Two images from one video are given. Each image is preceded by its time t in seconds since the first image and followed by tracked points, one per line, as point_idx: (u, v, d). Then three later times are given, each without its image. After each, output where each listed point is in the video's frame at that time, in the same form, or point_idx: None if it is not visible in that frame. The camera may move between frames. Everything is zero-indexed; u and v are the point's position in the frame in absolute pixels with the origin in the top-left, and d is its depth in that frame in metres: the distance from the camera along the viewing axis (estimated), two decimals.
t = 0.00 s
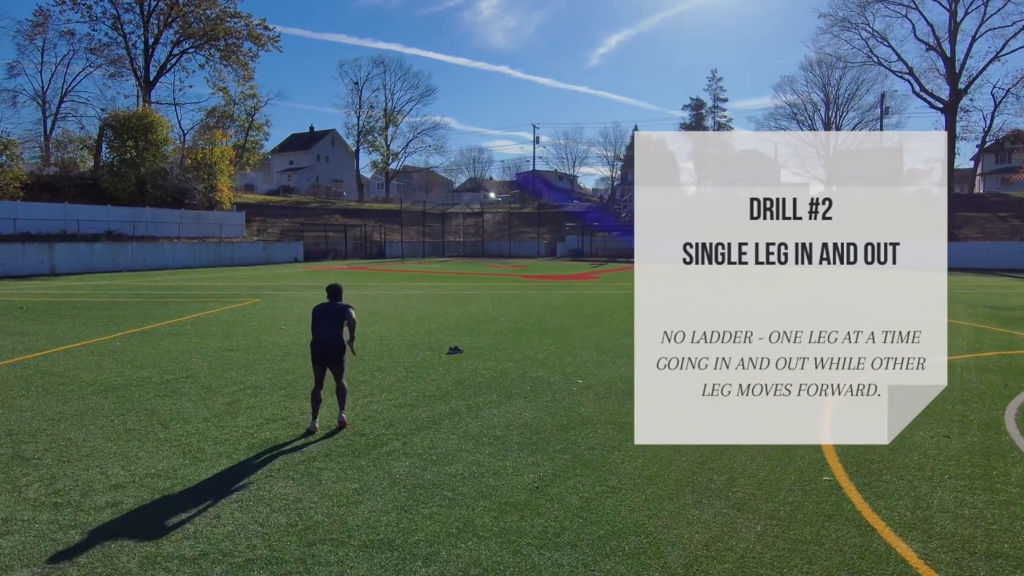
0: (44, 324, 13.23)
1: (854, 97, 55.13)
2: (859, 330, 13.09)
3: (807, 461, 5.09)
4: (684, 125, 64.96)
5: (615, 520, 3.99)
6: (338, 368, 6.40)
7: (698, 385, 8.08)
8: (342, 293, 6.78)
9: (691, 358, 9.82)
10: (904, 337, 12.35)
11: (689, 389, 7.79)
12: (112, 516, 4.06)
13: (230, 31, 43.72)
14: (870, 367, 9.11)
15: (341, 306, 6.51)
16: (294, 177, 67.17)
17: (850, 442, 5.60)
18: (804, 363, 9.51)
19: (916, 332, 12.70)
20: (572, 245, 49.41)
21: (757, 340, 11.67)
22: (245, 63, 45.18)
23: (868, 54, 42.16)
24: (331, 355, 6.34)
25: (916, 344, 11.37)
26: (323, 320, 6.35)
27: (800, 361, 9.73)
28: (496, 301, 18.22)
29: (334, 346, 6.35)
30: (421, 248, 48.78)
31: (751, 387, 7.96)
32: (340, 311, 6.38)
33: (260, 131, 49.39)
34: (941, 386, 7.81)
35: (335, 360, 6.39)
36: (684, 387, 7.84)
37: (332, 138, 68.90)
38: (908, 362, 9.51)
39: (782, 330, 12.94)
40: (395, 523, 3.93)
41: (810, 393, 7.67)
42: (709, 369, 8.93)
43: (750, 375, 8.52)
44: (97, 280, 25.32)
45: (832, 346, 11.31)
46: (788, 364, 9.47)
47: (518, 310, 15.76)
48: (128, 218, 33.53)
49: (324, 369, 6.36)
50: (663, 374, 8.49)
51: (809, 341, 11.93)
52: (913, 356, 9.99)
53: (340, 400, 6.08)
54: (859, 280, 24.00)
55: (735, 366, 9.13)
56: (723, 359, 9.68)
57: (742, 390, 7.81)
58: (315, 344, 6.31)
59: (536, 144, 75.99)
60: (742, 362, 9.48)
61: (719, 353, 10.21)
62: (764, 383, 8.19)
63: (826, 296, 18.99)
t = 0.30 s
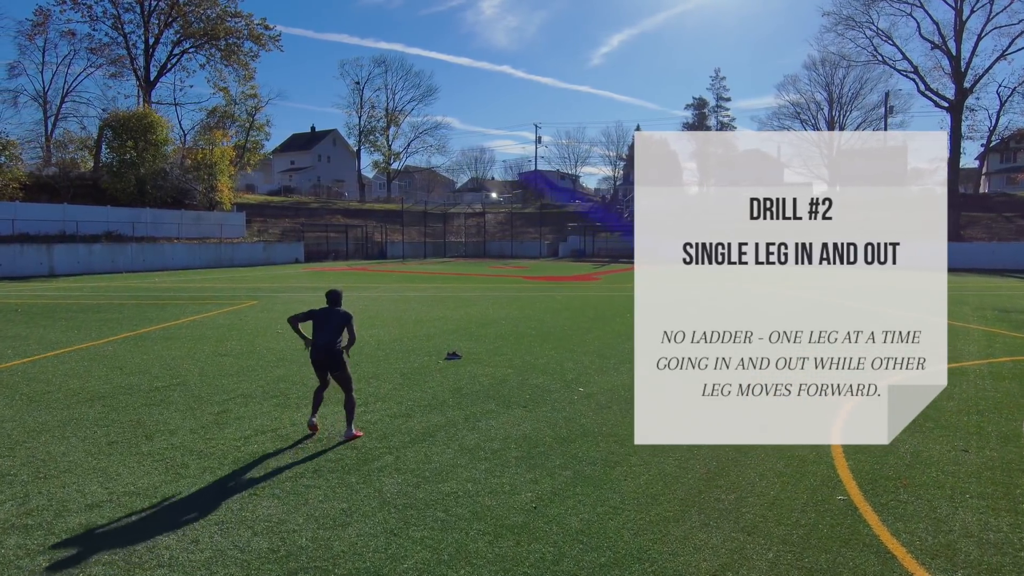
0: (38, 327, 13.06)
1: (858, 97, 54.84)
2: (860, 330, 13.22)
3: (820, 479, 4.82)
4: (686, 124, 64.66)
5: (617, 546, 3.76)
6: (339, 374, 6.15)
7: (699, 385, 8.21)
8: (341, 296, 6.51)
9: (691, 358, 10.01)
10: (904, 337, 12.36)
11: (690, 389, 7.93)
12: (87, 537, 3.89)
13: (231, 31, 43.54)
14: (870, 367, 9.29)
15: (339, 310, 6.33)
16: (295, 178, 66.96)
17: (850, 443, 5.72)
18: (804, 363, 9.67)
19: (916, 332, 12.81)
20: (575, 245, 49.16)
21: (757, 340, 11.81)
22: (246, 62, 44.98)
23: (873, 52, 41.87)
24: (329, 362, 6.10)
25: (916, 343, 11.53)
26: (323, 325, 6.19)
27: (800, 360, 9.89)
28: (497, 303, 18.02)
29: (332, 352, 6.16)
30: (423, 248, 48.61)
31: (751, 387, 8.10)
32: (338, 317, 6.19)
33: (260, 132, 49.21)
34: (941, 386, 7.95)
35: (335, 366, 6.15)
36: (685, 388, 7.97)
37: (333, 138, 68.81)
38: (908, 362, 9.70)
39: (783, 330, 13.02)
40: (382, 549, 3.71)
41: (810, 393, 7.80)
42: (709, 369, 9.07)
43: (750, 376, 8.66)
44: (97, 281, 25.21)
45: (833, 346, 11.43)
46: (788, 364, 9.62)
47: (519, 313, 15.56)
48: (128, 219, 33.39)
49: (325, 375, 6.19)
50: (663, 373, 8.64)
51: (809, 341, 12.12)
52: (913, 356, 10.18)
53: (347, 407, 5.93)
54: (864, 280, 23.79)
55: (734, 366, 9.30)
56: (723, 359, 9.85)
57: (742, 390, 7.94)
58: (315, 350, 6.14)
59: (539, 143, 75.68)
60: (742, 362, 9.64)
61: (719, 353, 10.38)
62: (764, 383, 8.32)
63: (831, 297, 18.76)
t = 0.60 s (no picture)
0: (33, 331, 12.89)
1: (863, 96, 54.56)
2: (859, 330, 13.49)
3: (834, 497, 4.59)
4: (690, 124, 64.34)
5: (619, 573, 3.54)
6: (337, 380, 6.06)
7: (699, 386, 8.35)
8: (338, 301, 6.39)
9: (691, 358, 10.26)
10: (903, 337, 12.75)
11: (690, 389, 8.07)
12: (58, 561, 3.70)
13: (233, 31, 43.41)
14: (869, 367, 9.57)
15: (337, 313, 6.21)
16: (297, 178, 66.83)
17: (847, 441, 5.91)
18: (804, 363, 9.90)
19: (915, 332, 13.08)
20: (578, 245, 48.90)
21: (757, 340, 12.09)
22: (248, 62, 44.84)
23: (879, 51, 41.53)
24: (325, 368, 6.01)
25: (916, 343, 11.79)
26: (319, 329, 6.09)
27: (800, 360, 10.11)
28: (498, 305, 17.87)
29: (329, 356, 6.08)
30: (425, 248, 48.46)
31: (751, 387, 8.27)
32: (334, 321, 6.08)
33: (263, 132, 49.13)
34: (942, 385, 8.17)
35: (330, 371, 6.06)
36: (684, 388, 8.10)
37: (336, 138, 68.76)
38: (908, 361, 9.97)
39: (782, 330, 13.30)
40: None
41: (810, 393, 7.94)
42: (709, 369, 9.28)
43: (750, 376, 8.85)
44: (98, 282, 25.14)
45: (832, 346, 11.72)
46: (789, 364, 9.84)
47: (521, 315, 15.38)
48: (130, 220, 33.33)
49: (320, 379, 6.11)
50: (663, 373, 8.88)
51: (809, 341, 12.41)
52: (912, 356, 10.45)
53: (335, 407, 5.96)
54: (869, 282, 23.63)
55: (734, 366, 9.56)
56: (723, 359, 10.11)
57: (742, 390, 8.09)
58: (310, 355, 6.05)
59: (542, 143, 75.44)
60: (742, 362, 9.87)
61: (718, 353, 10.66)
62: (764, 383, 8.50)
63: (836, 299, 18.61)
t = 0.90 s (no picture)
0: (29, 333, 12.75)
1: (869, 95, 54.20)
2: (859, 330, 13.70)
3: (845, 516, 4.37)
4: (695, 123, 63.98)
5: None
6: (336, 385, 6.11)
7: (700, 386, 8.61)
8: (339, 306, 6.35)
9: (691, 358, 10.52)
10: (904, 337, 12.89)
11: (691, 390, 8.29)
12: None
13: (236, 31, 43.32)
14: (869, 367, 9.78)
15: (337, 317, 6.18)
16: (301, 178, 66.76)
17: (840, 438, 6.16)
18: (804, 363, 10.15)
19: (915, 332, 13.27)
20: (582, 245, 48.59)
21: (757, 340, 12.35)
22: (251, 62, 44.73)
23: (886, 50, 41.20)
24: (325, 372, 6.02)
25: (916, 343, 11.96)
26: (319, 334, 6.05)
27: (800, 360, 10.35)
28: (500, 306, 17.68)
29: (329, 361, 6.05)
30: (429, 248, 48.29)
31: (751, 387, 8.50)
32: (335, 326, 6.04)
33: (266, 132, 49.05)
34: (941, 385, 8.37)
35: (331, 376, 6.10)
36: (685, 388, 8.34)
37: (339, 138, 68.71)
38: (908, 361, 10.14)
39: (782, 330, 13.52)
40: None
41: (810, 393, 8.17)
42: (709, 369, 9.56)
43: (750, 376, 9.10)
44: (100, 283, 25.07)
45: (833, 346, 11.95)
46: (789, 364, 10.09)
47: (523, 317, 15.20)
48: (132, 220, 33.30)
49: (321, 383, 6.12)
50: (664, 373, 9.12)
51: (809, 341, 12.63)
52: (912, 355, 10.60)
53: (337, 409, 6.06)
54: (875, 283, 23.43)
55: (734, 366, 9.82)
56: (723, 359, 10.37)
57: (742, 390, 8.33)
58: (310, 359, 6.04)
59: (546, 143, 75.15)
60: (743, 362, 10.14)
61: (718, 354, 10.92)
62: (764, 383, 8.73)
63: (841, 300, 18.44)
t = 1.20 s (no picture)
0: (27, 335, 12.65)
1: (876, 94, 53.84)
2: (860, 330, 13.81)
3: (854, 533, 4.18)
4: (701, 122, 63.67)
5: None
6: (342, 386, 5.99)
7: (700, 386, 8.80)
8: (339, 308, 6.26)
9: (691, 358, 10.75)
10: (903, 337, 13.05)
11: (691, 390, 8.48)
12: None
13: (240, 31, 43.26)
14: (868, 367, 9.92)
15: (337, 319, 6.15)
16: (306, 178, 66.73)
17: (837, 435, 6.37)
18: (804, 363, 10.31)
19: (915, 332, 13.39)
20: (587, 245, 48.41)
21: (757, 340, 12.44)
22: (255, 62, 44.69)
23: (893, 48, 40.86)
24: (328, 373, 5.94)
25: (916, 343, 12.06)
26: (321, 337, 6.03)
27: (800, 360, 10.52)
28: (504, 307, 17.57)
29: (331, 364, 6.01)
30: (433, 248, 48.23)
31: (751, 387, 8.68)
32: (334, 328, 6.01)
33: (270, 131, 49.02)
34: (940, 385, 8.54)
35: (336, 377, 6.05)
36: (685, 388, 8.52)
37: (344, 138, 68.70)
38: (908, 361, 10.23)
39: (781, 329, 13.67)
40: None
41: (810, 393, 8.34)
42: (709, 369, 9.80)
43: (750, 376, 9.31)
44: (103, 283, 25.05)
45: (833, 346, 12.05)
46: (789, 364, 10.26)
47: (525, 319, 15.03)
48: (136, 220, 33.31)
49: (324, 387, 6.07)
50: (663, 372, 9.39)
51: (809, 341, 12.72)
52: (912, 355, 10.69)
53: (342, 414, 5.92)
54: (880, 283, 23.31)
55: (733, 366, 10.03)
56: (723, 359, 10.59)
57: (742, 390, 8.50)
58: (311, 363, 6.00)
59: (550, 143, 74.88)
60: (743, 362, 10.34)
61: (719, 354, 11.11)
62: (764, 383, 8.94)
63: (846, 301, 18.27)
